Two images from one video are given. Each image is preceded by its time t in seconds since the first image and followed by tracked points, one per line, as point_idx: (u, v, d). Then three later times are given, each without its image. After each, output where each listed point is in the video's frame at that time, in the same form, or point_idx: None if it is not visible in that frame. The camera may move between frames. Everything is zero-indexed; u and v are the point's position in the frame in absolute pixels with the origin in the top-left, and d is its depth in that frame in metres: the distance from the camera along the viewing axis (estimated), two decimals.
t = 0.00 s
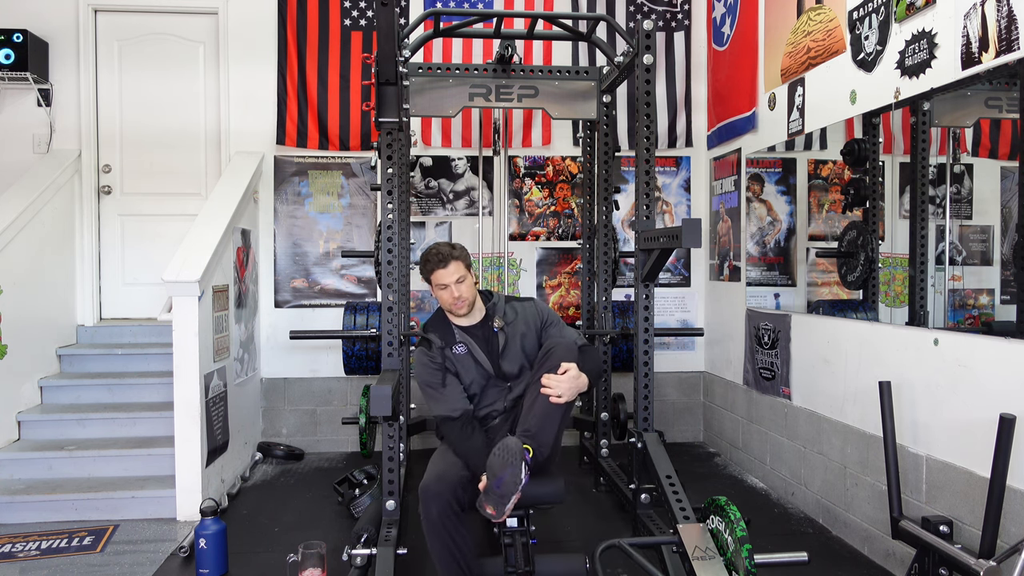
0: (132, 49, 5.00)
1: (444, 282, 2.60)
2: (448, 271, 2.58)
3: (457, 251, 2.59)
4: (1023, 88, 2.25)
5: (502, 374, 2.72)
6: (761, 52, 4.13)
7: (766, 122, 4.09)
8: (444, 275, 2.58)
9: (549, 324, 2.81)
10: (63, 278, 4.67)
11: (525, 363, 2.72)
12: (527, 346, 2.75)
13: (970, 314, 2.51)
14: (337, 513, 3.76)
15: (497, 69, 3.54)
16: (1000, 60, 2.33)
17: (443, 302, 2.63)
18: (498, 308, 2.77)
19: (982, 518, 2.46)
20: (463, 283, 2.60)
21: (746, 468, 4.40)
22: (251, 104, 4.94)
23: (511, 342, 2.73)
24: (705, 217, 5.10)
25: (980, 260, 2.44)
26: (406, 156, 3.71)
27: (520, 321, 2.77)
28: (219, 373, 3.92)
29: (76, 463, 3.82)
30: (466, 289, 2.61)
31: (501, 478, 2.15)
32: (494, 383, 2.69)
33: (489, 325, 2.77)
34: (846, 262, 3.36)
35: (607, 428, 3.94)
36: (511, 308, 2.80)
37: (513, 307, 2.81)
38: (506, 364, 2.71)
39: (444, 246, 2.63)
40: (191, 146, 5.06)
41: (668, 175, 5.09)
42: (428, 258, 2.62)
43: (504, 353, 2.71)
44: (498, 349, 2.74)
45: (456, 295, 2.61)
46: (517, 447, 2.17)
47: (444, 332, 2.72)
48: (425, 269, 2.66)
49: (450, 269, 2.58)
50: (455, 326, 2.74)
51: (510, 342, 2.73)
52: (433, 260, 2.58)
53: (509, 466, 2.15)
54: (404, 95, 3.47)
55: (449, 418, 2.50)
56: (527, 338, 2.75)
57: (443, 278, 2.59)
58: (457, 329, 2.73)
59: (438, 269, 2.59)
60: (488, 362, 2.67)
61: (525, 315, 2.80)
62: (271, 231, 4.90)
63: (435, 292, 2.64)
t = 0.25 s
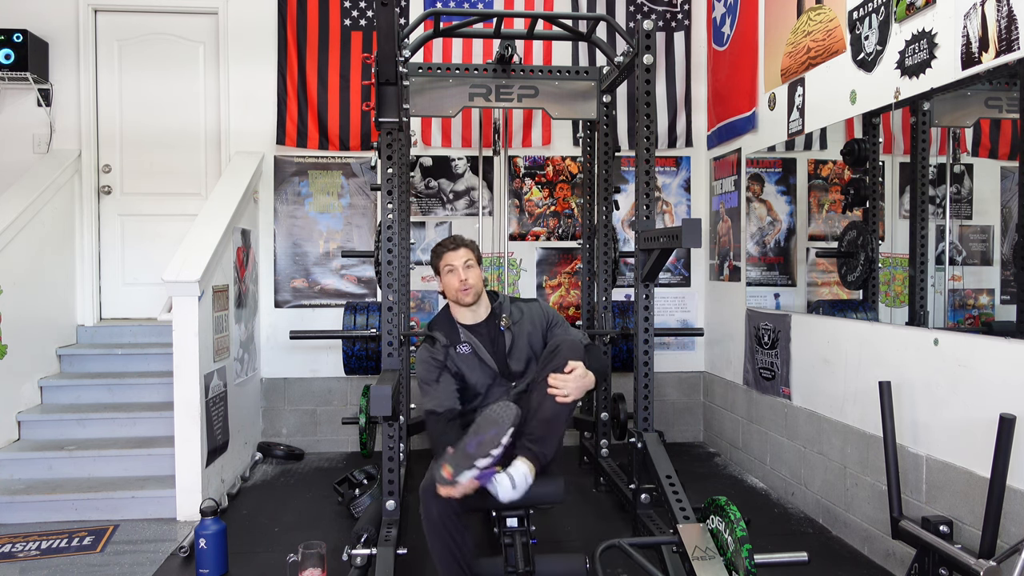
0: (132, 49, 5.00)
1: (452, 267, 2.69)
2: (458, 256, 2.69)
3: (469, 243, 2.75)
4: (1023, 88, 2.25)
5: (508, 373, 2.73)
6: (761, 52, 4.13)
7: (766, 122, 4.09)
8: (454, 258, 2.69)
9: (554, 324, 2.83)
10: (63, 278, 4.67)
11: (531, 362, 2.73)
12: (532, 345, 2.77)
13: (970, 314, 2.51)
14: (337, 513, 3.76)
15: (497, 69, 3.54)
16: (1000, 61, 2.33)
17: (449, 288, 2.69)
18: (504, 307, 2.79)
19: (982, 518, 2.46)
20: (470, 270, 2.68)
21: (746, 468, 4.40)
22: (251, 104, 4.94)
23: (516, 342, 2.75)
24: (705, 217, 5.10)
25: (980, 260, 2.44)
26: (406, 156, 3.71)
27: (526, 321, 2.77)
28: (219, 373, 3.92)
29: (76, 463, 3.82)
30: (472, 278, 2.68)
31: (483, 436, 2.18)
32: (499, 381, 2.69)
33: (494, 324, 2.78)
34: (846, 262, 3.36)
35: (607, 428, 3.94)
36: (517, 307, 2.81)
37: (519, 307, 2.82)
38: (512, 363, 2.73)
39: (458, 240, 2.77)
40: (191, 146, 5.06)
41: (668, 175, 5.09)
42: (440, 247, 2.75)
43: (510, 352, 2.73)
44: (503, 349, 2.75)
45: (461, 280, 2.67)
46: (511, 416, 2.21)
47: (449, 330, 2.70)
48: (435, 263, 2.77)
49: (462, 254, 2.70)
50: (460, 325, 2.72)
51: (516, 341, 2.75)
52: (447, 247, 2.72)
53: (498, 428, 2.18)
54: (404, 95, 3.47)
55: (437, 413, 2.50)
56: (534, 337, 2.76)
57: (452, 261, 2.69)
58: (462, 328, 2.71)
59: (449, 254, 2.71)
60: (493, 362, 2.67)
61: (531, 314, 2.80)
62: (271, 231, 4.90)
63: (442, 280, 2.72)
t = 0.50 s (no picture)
0: (132, 49, 5.00)
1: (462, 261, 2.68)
2: (469, 251, 2.68)
3: (483, 238, 2.73)
4: (1023, 88, 2.25)
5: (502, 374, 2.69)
6: (761, 52, 4.13)
7: (766, 122, 4.09)
8: (465, 251, 2.68)
9: (556, 334, 2.80)
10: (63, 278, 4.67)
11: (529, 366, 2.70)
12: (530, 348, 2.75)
13: (970, 314, 2.52)
14: (337, 513, 3.76)
15: (498, 69, 3.54)
16: (1000, 60, 2.33)
17: (455, 282, 2.69)
18: (507, 308, 2.78)
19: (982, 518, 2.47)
20: (479, 267, 2.68)
21: (746, 468, 4.40)
22: (251, 104, 4.94)
23: (515, 343, 2.72)
24: (705, 217, 5.10)
25: (980, 260, 2.44)
26: (407, 156, 3.71)
27: (527, 324, 2.76)
28: (219, 373, 3.92)
29: (76, 463, 3.82)
30: (480, 275, 2.67)
31: (438, 431, 2.25)
32: (491, 380, 2.66)
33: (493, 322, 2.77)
34: (846, 262, 3.36)
35: (608, 428, 3.96)
36: (520, 309, 2.78)
37: (522, 309, 2.79)
38: (509, 364, 2.69)
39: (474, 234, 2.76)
40: (191, 146, 5.06)
41: (668, 175, 5.09)
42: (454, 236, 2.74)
43: (506, 352, 2.70)
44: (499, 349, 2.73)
45: (468, 276, 2.66)
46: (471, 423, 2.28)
47: (445, 324, 2.70)
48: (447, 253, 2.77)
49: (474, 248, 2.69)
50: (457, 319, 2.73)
51: (515, 342, 2.72)
52: (461, 237, 2.70)
53: (455, 431, 2.25)
54: (404, 95, 3.47)
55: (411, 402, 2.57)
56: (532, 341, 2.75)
57: (462, 255, 2.68)
58: (458, 322, 2.72)
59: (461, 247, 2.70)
60: (486, 358, 2.66)
61: (533, 320, 2.78)
62: (271, 231, 4.90)
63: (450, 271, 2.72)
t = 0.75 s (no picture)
0: (132, 49, 5.00)
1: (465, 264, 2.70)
2: (473, 255, 2.69)
3: (487, 241, 2.73)
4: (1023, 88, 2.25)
5: (506, 376, 2.71)
6: (761, 52, 4.13)
7: (766, 122, 4.09)
8: (469, 253, 2.69)
9: (557, 332, 2.85)
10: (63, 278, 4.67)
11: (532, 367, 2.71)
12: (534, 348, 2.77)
13: (970, 314, 2.51)
14: (337, 513, 3.76)
15: (498, 69, 3.54)
16: (1000, 60, 2.33)
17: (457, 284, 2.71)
18: (508, 308, 2.81)
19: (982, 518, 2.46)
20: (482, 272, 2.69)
21: (746, 468, 4.40)
22: (251, 104, 4.94)
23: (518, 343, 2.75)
24: (705, 217, 5.10)
25: (980, 260, 2.44)
26: (406, 156, 3.71)
27: (530, 324, 2.80)
28: (219, 373, 3.92)
29: (76, 463, 3.82)
30: (483, 278, 2.69)
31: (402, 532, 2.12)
32: (496, 384, 2.66)
33: (496, 324, 2.78)
34: (846, 262, 3.36)
35: (607, 428, 3.87)
36: (521, 309, 2.83)
37: (524, 309, 2.84)
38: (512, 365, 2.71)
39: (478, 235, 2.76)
40: (191, 146, 5.06)
41: (668, 175, 5.09)
42: (457, 237, 2.74)
43: (510, 352, 2.73)
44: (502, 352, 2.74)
45: (471, 280, 2.68)
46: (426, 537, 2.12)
47: (446, 329, 2.72)
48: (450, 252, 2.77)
49: (478, 250, 2.70)
50: (458, 323, 2.75)
51: (518, 343, 2.75)
52: (465, 240, 2.71)
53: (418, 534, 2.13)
54: (404, 95, 3.47)
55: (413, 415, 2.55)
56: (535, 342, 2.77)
57: (466, 258, 2.69)
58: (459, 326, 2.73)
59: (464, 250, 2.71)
60: (488, 362, 2.66)
61: (535, 320, 2.82)
62: (270, 231, 4.90)
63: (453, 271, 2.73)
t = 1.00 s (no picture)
0: (132, 49, 5.00)
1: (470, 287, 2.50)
2: (479, 279, 2.48)
3: (492, 257, 2.51)
4: (1023, 88, 2.25)
5: (513, 386, 2.65)
6: (761, 53, 4.13)
7: (766, 122, 4.09)
8: (474, 280, 2.48)
9: (562, 335, 2.77)
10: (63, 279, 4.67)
11: (538, 375, 2.66)
12: (540, 355, 2.69)
13: (970, 314, 2.52)
14: (337, 513, 3.76)
15: (498, 69, 3.54)
16: (1000, 61, 2.33)
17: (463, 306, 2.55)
18: (512, 315, 2.70)
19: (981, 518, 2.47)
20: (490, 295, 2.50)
21: (746, 468, 4.40)
22: (251, 104, 4.94)
23: (524, 352, 2.67)
24: (705, 218, 5.10)
25: (980, 260, 2.44)
26: (407, 156, 3.70)
27: (534, 330, 2.71)
28: (219, 373, 3.92)
29: (76, 463, 3.81)
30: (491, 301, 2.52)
31: None
32: (502, 396, 2.62)
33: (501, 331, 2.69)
34: (846, 262, 3.36)
35: (607, 428, 3.86)
36: (525, 314, 2.72)
37: (527, 313, 2.73)
38: (517, 374, 2.65)
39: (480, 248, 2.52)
40: (191, 146, 5.06)
41: (668, 175, 5.09)
42: (459, 256, 2.49)
43: (515, 361, 2.65)
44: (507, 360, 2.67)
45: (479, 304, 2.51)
46: None
47: (449, 341, 2.64)
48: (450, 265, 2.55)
49: (484, 274, 2.49)
50: (461, 333, 2.67)
51: (524, 352, 2.67)
52: (468, 262, 2.47)
53: None
54: (404, 95, 3.47)
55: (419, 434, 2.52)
56: (540, 349, 2.69)
57: (471, 282, 2.48)
58: (462, 337, 2.65)
59: (467, 272, 2.49)
60: (495, 374, 2.60)
61: (539, 324, 2.73)
62: (271, 231, 4.90)
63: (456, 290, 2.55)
